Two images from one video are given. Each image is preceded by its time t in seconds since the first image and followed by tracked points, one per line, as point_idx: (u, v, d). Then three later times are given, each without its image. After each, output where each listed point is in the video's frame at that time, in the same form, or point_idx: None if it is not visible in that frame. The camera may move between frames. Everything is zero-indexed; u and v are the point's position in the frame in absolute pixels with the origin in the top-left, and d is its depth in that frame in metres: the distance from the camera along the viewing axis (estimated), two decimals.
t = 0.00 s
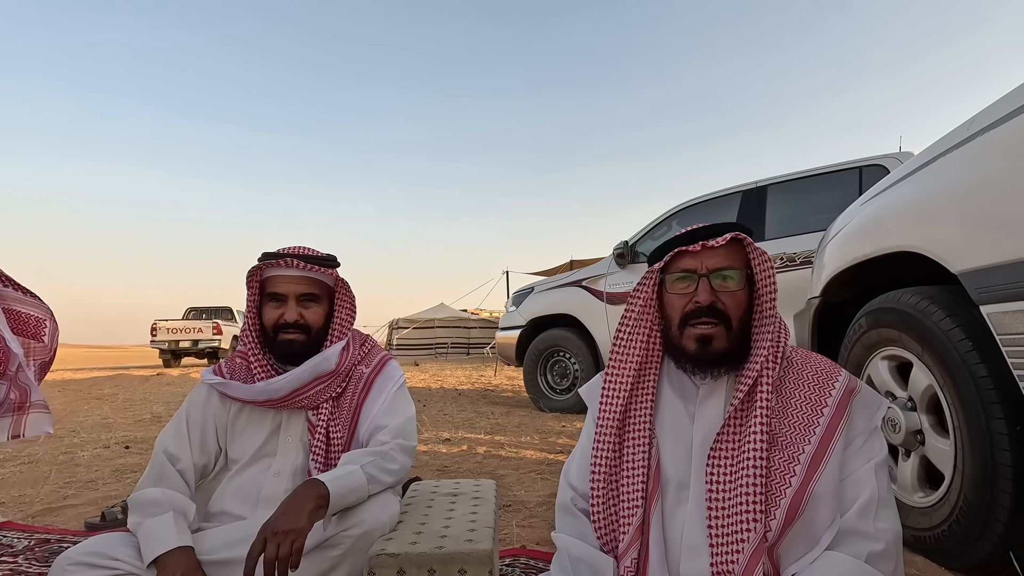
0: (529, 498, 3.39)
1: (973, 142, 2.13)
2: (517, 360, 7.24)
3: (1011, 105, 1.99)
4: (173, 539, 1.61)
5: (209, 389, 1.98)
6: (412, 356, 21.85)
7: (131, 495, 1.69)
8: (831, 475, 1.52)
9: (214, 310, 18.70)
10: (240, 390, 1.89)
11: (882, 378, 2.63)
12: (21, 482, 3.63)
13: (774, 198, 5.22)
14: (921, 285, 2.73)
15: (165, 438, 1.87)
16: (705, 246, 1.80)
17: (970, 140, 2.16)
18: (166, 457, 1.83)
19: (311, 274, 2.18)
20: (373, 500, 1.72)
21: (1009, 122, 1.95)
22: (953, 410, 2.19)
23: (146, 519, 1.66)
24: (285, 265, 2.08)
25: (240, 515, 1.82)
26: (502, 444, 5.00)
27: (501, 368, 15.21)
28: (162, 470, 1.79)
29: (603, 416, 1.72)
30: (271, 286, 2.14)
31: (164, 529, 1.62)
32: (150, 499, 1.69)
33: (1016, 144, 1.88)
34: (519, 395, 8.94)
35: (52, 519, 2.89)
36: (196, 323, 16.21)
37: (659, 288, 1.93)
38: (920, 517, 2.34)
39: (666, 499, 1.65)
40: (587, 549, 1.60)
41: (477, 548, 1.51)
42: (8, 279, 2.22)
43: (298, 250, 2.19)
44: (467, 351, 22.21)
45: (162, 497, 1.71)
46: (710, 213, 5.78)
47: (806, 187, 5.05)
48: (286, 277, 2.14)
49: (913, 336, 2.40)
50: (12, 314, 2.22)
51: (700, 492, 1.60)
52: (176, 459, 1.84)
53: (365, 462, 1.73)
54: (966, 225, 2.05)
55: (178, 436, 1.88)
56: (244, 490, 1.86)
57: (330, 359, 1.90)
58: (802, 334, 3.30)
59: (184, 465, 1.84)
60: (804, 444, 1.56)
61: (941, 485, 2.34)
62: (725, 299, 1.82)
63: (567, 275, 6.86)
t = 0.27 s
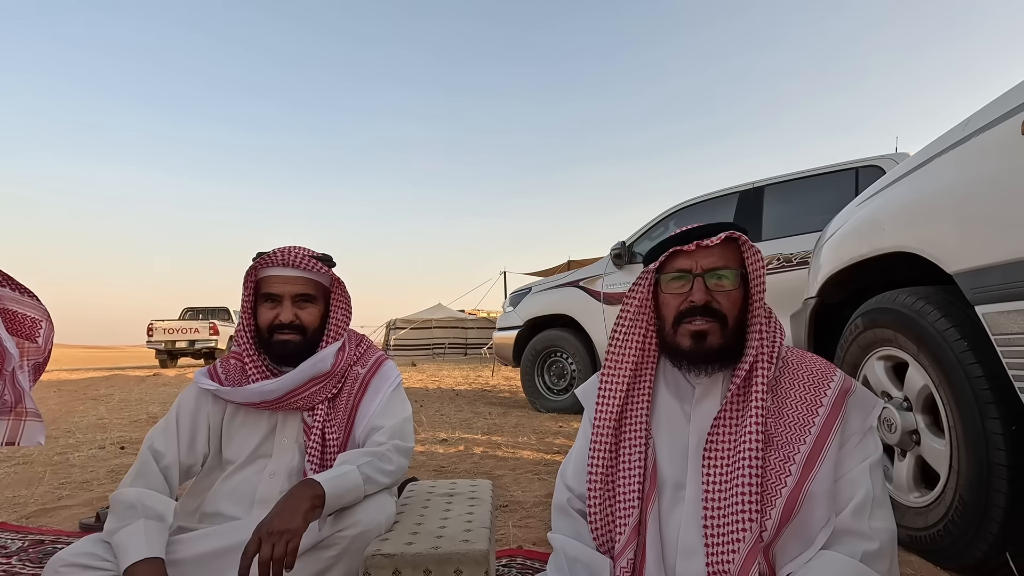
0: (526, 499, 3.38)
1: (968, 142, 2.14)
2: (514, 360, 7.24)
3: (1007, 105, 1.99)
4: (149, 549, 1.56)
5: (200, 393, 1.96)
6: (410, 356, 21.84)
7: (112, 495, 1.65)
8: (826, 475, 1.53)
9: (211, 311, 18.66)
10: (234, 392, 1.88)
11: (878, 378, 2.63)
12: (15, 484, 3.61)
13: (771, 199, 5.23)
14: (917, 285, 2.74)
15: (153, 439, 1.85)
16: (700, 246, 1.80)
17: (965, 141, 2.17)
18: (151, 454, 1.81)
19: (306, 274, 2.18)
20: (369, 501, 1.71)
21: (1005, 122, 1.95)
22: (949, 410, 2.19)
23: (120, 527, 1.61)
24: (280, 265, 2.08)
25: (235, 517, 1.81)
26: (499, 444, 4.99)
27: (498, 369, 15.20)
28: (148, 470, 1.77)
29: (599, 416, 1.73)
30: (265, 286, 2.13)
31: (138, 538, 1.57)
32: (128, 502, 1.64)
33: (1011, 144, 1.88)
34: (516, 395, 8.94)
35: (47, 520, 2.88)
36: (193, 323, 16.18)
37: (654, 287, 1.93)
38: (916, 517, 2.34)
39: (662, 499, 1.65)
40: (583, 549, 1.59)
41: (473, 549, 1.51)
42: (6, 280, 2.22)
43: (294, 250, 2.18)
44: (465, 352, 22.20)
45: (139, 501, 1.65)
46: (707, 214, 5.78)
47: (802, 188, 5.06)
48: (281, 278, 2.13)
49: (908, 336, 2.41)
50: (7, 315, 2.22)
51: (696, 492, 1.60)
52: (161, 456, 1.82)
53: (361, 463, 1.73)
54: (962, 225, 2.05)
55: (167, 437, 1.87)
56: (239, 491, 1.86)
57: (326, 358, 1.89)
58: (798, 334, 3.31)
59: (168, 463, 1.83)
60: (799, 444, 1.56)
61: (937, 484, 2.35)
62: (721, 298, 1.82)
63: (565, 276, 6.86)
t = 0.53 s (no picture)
0: (523, 499, 3.38)
1: (964, 143, 2.14)
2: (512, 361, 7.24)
3: (1004, 106, 2.00)
4: (142, 558, 1.52)
5: (191, 398, 1.95)
6: (407, 356, 21.82)
7: (104, 500, 1.63)
8: (823, 475, 1.53)
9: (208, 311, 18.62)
10: (226, 397, 1.87)
11: (874, 379, 2.64)
12: (10, 485, 3.60)
13: (768, 200, 5.23)
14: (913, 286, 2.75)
15: (146, 443, 1.82)
16: (696, 246, 1.81)
17: (961, 142, 2.17)
18: (145, 459, 1.78)
19: (296, 275, 2.16)
20: (365, 501, 1.71)
21: (1001, 123, 1.96)
22: (945, 410, 2.20)
23: (114, 534, 1.58)
24: (268, 266, 2.06)
25: (231, 520, 1.80)
26: (497, 445, 4.98)
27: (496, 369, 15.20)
28: (142, 474, 1.75)
29: (596, 416, 1.73)
30: (255, 288, 2.12)
31: (133, 546, 1.54)
32: (122, 507, 1.61)
33: (1008, 145, 1.88)
34: (514, 395, 8.94)
35: (41, 521, 2.86)
36: (190, 323, 16.14)
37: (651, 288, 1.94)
38: (912, 517, 2.35)
39: (659, 500, 1.65)
40: (580, 550, 1.60)
41: (470, 549, 1.51)
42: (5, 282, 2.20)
43: (285, 251, 2.16)
44: (462, 352, 22.18)
45: (133, 507, 1.62)
46: (704, 214, 5.79)
47: (799, 189, 5.07)
48: (272, 280, 2.11)
49: (904, 337, 2.42)
50: (5, 317, 2.21)
51: (693, 493, 1.60)
52: (155, 461, 1.79)
53: (357, 463, 1.73)
54: (960, 225, 2.05)
55: (160, 441, 1.84)
56: (234, 494, 1.84)
57: (319, 361, 1.88)
58: (795, 335, 3.31)
59: (162, 467, 1.80)
60: (796, 444, 1.56)
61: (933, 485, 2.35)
62: (717, 298, 1.82)
63: (562, 276, 6.87)
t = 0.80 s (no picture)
0: (521, 500, 3.38)
1: (962, 144, 2.15)
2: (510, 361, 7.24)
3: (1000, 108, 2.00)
4: (140, 561, 1.51)
5: (184, 403, 1.90)
6: (405, 357, 21.81)
7: (99, 506, 1.61)
8: (821, 475, 1.53)
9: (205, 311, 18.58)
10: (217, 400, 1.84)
11: (871, 380, 2.65)
12: (7, 485, 3.59)
13: (766, 200, 5.24)
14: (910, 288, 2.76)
15: (140, 449, 1.78)
16: (696, 244, 1.81)
17: (959, 143, 2.18)
18: (140, 467, 1.75)
19: (285, 276, 2.06)
20: (362, 502, 1.71)
21: (998, 124, 1.96)
22: (942, 411, 2.20)
23: (109, 537, 1.57)
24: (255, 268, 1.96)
25: (225, 523, 1.76)
26: (495, 446, 4.98)
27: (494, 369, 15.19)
28: (138, 480, 1.72)
29: (595, 417, 1.72)
30: (243, 291, 2.02)
31: (129, 549, 1.53)
32: (119, 511, 1.60)
33: (1005, 146, 1.89)
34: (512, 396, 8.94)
35: (37, 523, 2.85)
36: (187, 324, 16.11)
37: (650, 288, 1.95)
38: (909, 518, 2.35)
39: (657, 501, 1.65)
40: (577, 550, 1.60)
41: (467, 550, 1.51)
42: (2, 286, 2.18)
43: (273, 251, 2.07)
44: (460, 353, 22.17)
45: (131, 511, 1.61)
46: (702, 215, 5.79)
47: (797, 190, 5.08)
48: (260, 282, 2.02)
49: (902, 337, 2.42)
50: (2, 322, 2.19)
51: (692, 494, 1.60)
52: (151, 469, 1.76)
53: (355, 464, 1.73)
54: (956, 227, 2.06)
55: (154, 448, 1.80)
56: (228, 498, 1.80)
57: (310, 362, 1.86)
58: (793, 335, 3.32)
59: (158, 475, 1.77)
60: (794, 445, 1.56)
61: (930, 485, 2.36)
62: (717, 297, 1.81)
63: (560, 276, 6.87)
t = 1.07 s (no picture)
0: (518, 501, 3.38)
1: (959, 145, 2.15)
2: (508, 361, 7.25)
3: (996, 111, 2.02)
4: (135, 563, 1.51)
5: (180, 404, 1.89)
6: (403, 357, 21.80)
7: (96, 510, 1.61)
8: (821, 476, 1.53)
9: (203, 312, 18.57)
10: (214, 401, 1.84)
11: (869, 381, 2.65)
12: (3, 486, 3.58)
13: (764, 202, 5.25)
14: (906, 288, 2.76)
15: (136, 452, 1.78)
16: (695, 245, 1.82)
17: (956, 144, 2.18)
18: (136, 469, 1.75)
19: (279, 277, 2.03)
20: (360, 504, 1.71)
21: (995, 126, 1.96)
22: (939, 411, 2.21)
23: (106, 540, 1.57)
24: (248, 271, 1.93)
25: (221, 525, 1.76)
26: (492, 447, 4.98)
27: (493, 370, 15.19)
28: (135, 483, 1.71)
29: (594, 419, 1.73)
30: (237, 294, 1.99)
31: (125, 551, 1.53)
32: (117, 514, 1.60)
33: (1003, 147, 1.89)
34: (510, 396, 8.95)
35: (34, 524, 2.85)
36: (185, 324, 16.10)
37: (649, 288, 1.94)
38: (907, 518, 2.35)
39: (655, 501, 1.65)
40: (575, 553, 1.59)
41: (466, 551, 1.51)
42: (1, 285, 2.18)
43: (267, 252, 2.04)
44: (459, 353, 22.17)
45: (128, 514, 1.60)
46: (700, 216, 5.80)
47: (794, 191, 5.09)
48: (254, 284, 1.99)
49: (899, 338, 2.43)
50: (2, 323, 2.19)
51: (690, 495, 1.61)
52: (148, 472, 1.76)
53: (352, 466, 1.72)
54: (953, 229, 2.07)
55: (150, 450, 1.80)
56: (224, 500, 1.80)
57: (305, 364, 1.85)
58: (791, 336, 3.32)
59: (156, 478, 1.76)
60: (794, 446, 1.56)
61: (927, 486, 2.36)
62: (716, 298, 1.82)
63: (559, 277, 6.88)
